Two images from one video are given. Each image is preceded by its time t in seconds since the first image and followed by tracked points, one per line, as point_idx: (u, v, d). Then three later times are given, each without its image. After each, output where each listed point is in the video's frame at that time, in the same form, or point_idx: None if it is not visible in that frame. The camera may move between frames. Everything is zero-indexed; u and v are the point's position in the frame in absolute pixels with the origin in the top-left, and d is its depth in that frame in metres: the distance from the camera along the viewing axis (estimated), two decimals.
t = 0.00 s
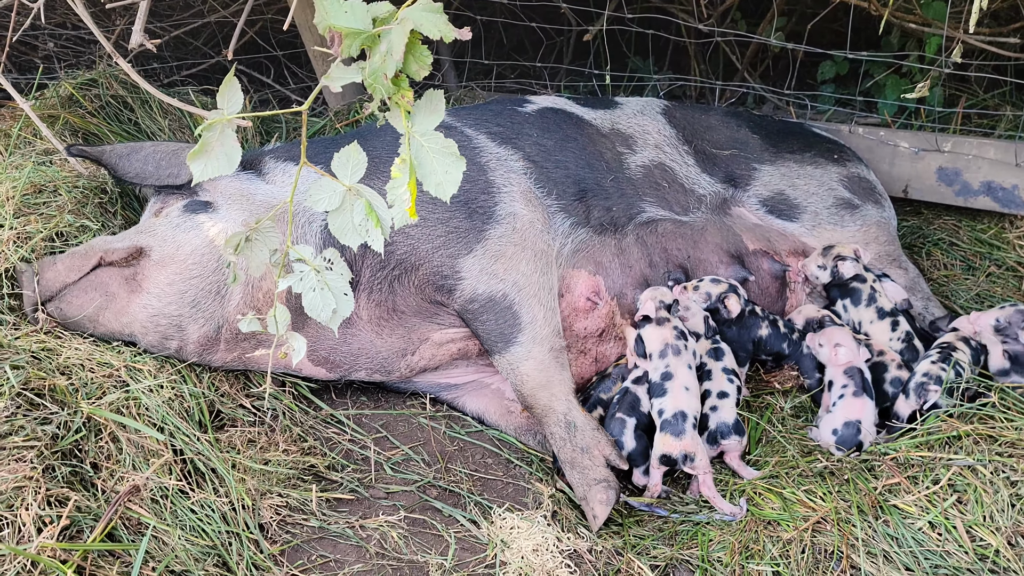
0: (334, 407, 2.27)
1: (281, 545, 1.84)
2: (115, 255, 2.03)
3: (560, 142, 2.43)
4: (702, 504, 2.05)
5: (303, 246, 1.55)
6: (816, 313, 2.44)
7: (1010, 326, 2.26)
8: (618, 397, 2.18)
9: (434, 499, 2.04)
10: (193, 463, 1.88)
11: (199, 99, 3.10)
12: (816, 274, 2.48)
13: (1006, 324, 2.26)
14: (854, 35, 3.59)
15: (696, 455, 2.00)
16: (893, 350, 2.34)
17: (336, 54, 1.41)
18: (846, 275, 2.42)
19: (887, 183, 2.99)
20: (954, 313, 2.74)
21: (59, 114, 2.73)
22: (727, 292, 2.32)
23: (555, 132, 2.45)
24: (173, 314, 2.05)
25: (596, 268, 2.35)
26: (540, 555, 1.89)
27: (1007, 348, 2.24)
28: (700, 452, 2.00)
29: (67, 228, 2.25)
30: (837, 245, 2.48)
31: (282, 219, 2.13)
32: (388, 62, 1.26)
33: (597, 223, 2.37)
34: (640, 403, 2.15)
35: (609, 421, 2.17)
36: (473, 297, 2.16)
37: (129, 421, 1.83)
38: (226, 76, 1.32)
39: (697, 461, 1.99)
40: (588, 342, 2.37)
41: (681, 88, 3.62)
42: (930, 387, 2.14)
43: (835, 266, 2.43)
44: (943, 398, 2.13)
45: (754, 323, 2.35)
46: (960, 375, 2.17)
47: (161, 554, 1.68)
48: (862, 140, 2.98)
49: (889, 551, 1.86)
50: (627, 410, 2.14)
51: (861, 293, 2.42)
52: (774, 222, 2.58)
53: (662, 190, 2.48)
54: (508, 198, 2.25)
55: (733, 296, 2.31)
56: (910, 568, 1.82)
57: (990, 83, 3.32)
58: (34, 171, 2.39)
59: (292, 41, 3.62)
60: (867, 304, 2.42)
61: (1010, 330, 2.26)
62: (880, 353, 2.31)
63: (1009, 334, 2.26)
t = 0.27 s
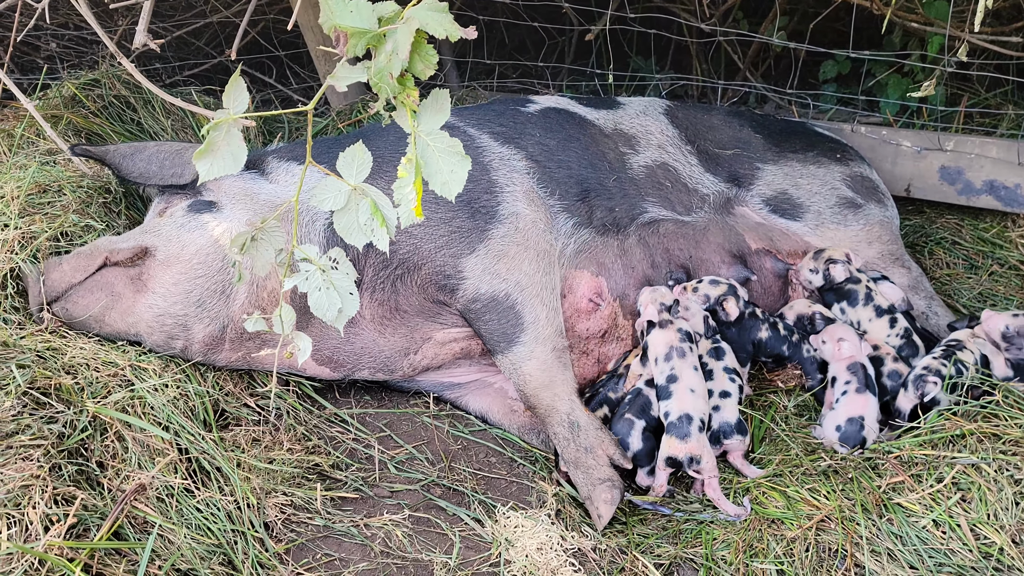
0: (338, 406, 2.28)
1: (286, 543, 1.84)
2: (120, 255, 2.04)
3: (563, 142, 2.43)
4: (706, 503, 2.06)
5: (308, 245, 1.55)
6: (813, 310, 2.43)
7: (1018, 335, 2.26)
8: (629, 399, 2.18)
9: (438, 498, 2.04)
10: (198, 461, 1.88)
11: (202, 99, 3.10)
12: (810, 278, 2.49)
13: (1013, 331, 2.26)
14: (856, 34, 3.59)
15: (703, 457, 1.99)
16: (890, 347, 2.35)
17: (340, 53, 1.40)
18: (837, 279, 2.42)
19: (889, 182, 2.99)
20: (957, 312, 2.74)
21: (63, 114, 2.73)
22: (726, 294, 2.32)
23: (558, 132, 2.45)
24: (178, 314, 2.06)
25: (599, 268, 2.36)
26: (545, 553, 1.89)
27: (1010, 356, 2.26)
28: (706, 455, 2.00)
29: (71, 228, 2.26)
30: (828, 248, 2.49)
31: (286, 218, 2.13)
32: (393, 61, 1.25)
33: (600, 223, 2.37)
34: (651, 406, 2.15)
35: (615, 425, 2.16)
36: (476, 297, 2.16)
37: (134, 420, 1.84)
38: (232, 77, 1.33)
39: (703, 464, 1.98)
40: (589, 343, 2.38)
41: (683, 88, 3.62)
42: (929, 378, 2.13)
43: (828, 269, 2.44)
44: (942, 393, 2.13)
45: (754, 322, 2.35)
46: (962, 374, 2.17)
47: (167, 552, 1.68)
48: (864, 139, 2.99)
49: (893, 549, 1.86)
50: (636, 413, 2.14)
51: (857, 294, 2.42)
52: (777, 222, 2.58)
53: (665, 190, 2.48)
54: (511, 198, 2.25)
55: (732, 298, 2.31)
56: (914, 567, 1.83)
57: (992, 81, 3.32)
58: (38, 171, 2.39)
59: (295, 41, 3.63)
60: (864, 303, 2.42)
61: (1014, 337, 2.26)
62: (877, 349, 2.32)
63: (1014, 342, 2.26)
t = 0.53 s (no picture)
0: (339, 405, 2.28)
1: (288, 542, 1.84)
2: (123, 255, 2.04)
3: (564, 141, 2.43)
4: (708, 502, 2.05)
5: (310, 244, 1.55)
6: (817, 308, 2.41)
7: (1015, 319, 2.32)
8: (629, 404, 2.18)
9: (440, 497, 2.04)
10: (200, 460, 1.89)
11: (203, 98, 3.10)
12: (812, 276, 2.49)
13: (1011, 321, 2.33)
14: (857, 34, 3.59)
15: (705, 451, 2.00)
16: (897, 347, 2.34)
17: (342, 52, 1.40)
18: (845, 278, 2.42)
19: (890, 181, 2.99)
20: (958, 311, 2.74)
21: (64, 113, 2.73)
22: (727, 290, 2.34)
23: (560, 132, 2.45)
24: (181, 314, 2.06)
25: (600, 269, 2.36)
26: (546, 552, 1.89)
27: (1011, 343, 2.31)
28: (708, 449, 2.01)
29: (73, 227, 2.26)
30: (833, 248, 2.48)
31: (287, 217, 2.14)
32: (394, 60, 1.26)
33: (601, 224, 2.37)
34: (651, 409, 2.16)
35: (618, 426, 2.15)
36: (476, 298, 2.17)
37: (136, 419, 1.84)
38: (233, 75, 1.32)
39: (706, 458, 2.00)
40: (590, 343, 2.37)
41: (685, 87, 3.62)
42: (928, 368, 2.13)
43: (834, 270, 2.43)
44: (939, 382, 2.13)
45: (754, 322, 2.35)
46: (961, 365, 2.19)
47: (169, 551, 1.69)
48: (865, 139, 2.99)
49: (894, 547, 1.86)
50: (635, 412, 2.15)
51: (865, 293, 2.43)
52: (779, 221, 2.58)
53: (667, 189, 2.48)
54: (512, 198, 2.25)
55: (734, 293, 2.33)
56: (915, 565, 1.83)
57: (993, 81, 3.33)
58: (40, 170, 2.39)
59: (296, 41, 3.63)
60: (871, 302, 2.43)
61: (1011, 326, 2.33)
62: (883, 348, 2.32)
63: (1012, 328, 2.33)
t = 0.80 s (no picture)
0: (341, 405, 2.28)
1: (290, 542, 1.85)
2: (126, 255, 2.04)
3: (566, 141, 2.43)
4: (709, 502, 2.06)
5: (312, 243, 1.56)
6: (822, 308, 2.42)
7: None
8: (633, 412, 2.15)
9: (442, 496, 2.05)
10: (202, 460, 1.89)
11: (204, 98, 3.10)
12: (813, 278, 2.48)
13: None
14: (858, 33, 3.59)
15: (705, 455, 1.99)
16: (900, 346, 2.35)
17: (344, 52, 1.40)
18: (849, 283, 2.41)
19: (891, 181, 2.99)
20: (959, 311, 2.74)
21: (66, 114, 2.73)
22: (729, 290, 2.33)
23: (561, 131, 2.45)
24: (184, 314, 2.06)
25: (601, 270, 2.36)
26: (548, 551, 1.90)
27: None
28: (707, 453, 2.00)
29: (75, 227, 2.26)
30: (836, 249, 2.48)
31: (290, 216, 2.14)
32: (396, 60, 1.26)
33: (603, 223, 2.38)
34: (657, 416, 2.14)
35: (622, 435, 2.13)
36: (476, 298, 2.17)
37: (138, 418, 1.84)
38: (235, 75, 1.32)
39: (706, 462, 1.99)
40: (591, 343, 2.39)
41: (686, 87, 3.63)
42: (940, 365, 2.17)
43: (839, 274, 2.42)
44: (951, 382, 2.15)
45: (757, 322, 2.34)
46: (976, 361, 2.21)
47: (171, 551, 1.69)
48: (866, 138, 2.99)
49: (896, 546, 1.86)
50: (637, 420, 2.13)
51: (869, 294, 2.42)
52: (781, 221, 2.58)
53: (669, 189, 2.48)
54: (513, 198, 2.25)
55: (736, 293, 2.32)
56: (917, 564, 1.83)
57: (994, 81, 3.33)
58: (42, 170, 2.40)
59: (297, 41, 3.64)
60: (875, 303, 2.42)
61: None
62: (887, 348, 2.32)
63: None
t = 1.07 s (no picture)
0: (342, 406, 2.29)
1: (292, 543, 1.85)
2: (127, 256, 2.04)
3: (567, 142, 2.43)
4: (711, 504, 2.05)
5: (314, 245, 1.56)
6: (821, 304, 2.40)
7: None
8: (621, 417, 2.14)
9: (443, 497, 2.05)
10: (204, 461, 1.89)
11: (206, 99, 3.11)
12: (817, 278, 2.48)
13: None
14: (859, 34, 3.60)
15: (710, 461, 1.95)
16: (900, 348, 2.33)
17: (347, 54, 1.41)
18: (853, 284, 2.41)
19: (892, 182, 2.99)
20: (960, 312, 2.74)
21: (67, 115, 2.74)
22: (730, 291, 2.34)
23: (562, 132, 2.46)
24: (185, 315, 2.06)
25: (603, 271, 2.36)
26: (549, 553, 1.90)
27: None
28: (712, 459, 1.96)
29: (77, 228, 2.26)
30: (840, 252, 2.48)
31: (292, 217, 2.15)
32: (399, 62, 1.26)
33: (604, 225, 2.38)
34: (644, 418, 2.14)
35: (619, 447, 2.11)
36: (477, 300, 2.17)
37: (140, 420, 1.85)
38: (238, 77, 1.32)
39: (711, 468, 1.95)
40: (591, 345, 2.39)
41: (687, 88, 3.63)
42: (934, 371, 2.17)
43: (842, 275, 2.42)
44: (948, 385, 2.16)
45: (757, 323, 2.35)
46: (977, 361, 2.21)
47: (174, 552, 1.69)
48: (867, 139, 3.00)
49: (897, 547, 1.86)
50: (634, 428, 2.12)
51: (870, 296, 2.42)
52: (782, 222, 2.58)
53: (670, 190, 2.48)
54: (514, 200, 2.25)
55: (737, 295, 2.33)
56: (918, 566, 1.83)
57: (995, 81, 3.34)
58: (44, 171, 2.40)
59: (298, 42, 3.64)
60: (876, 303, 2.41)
61: None
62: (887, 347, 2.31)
63: None
